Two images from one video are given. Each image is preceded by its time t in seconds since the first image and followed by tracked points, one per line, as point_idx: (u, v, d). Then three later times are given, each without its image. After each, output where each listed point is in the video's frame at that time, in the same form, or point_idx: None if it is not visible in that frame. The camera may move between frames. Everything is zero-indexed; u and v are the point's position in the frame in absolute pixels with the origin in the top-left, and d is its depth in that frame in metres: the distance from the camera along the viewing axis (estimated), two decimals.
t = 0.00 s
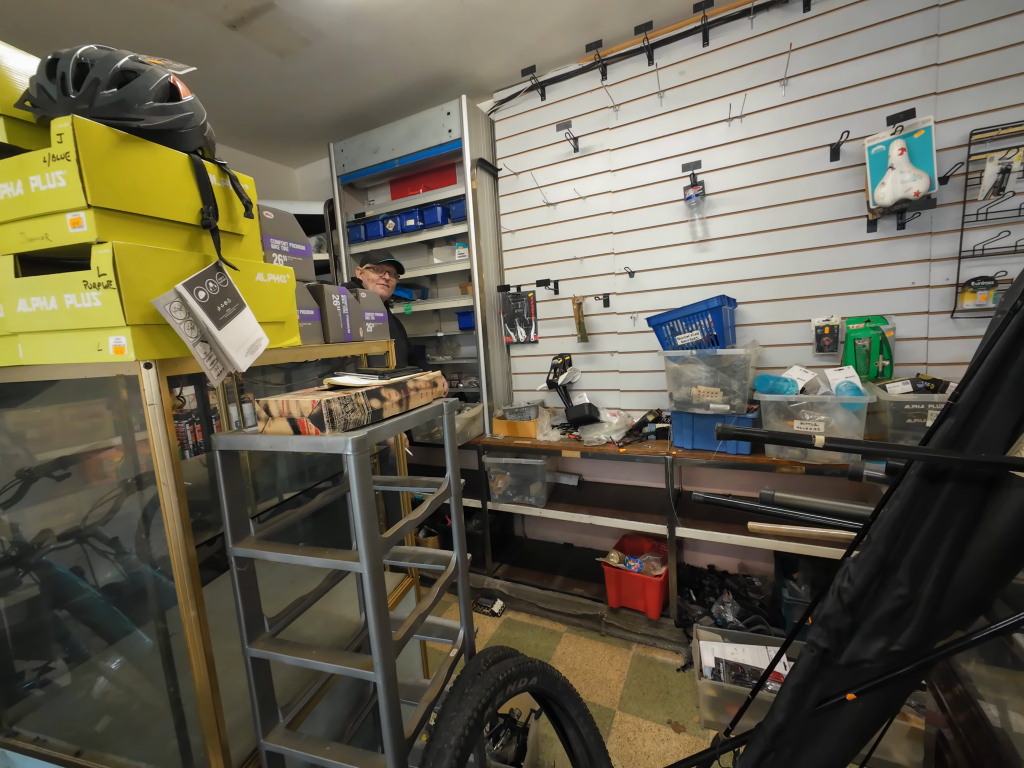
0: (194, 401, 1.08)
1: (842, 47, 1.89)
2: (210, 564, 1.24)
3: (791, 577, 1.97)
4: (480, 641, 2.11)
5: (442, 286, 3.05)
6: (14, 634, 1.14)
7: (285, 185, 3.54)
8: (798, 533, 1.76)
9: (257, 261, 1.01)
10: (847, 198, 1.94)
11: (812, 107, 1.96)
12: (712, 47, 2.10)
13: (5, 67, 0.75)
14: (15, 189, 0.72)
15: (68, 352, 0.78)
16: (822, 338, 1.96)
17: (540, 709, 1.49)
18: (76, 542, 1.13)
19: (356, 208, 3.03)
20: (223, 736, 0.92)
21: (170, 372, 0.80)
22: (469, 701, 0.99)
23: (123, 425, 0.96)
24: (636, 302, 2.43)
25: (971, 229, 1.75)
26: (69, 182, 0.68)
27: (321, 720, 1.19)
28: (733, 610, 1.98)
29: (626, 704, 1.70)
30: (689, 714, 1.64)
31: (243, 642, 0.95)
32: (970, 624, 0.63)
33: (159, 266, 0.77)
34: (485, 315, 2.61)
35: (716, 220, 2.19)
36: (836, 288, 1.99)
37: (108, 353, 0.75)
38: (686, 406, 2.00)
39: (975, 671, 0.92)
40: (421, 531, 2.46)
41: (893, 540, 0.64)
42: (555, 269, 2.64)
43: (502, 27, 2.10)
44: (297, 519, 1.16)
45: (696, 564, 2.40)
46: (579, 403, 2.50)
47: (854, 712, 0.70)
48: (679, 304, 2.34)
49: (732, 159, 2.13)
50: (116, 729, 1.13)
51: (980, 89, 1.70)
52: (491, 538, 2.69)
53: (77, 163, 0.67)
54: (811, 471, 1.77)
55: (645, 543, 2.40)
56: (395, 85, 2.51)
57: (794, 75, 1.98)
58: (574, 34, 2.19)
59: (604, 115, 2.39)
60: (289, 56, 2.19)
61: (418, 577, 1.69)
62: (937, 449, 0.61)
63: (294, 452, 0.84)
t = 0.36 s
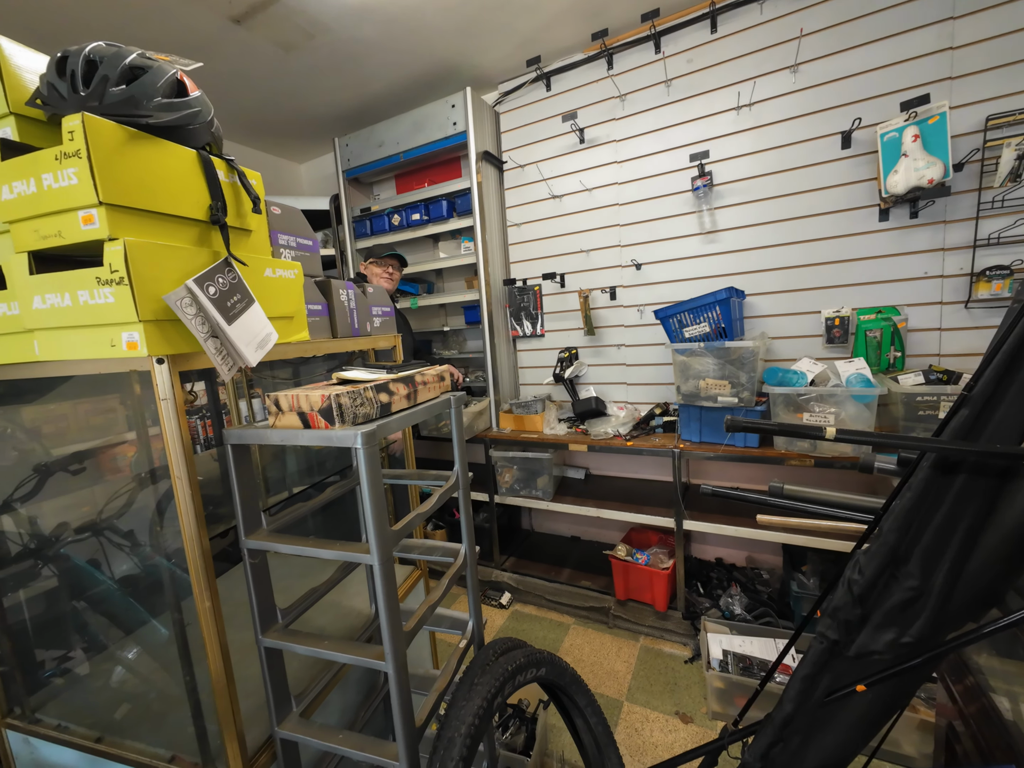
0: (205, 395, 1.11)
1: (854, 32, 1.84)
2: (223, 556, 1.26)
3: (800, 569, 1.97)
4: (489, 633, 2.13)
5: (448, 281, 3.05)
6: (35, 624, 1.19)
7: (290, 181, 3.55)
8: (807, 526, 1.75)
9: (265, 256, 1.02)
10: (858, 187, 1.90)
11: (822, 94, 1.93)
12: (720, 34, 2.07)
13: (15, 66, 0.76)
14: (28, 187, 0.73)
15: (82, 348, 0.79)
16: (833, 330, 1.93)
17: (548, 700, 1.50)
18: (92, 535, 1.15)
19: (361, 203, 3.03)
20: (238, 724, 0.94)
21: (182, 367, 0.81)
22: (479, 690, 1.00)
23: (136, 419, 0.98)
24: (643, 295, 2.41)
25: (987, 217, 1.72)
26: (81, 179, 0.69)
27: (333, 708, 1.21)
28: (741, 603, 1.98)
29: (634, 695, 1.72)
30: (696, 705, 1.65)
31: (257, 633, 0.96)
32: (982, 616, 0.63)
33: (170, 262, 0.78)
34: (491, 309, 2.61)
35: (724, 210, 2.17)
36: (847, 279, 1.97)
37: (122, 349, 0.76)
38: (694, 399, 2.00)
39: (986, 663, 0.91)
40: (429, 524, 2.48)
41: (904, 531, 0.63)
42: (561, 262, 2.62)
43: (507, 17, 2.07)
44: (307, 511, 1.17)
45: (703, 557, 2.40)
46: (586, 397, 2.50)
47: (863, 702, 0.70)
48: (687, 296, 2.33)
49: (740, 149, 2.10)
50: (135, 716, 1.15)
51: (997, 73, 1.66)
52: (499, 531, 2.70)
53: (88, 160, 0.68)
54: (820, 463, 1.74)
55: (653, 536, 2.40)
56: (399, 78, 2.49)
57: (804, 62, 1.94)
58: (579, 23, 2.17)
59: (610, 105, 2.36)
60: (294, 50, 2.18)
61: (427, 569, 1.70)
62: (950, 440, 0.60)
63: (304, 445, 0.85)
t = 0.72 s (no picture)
0: (213, 393, 1.10)
1: (864, 20, 1.81)
2: (233, 551, 1.27)
3: (807, 565, 1.96)
4: (495, 627, 2.15)
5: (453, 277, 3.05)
6: (52, 616, 1.22)
7: (295, 178, 3.56)
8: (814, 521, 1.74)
9: (271, 253, 1.02)
10: (868, 179, 1.88)
11: (831, 84, 1.89)
12: (727, 24, 2.04)
13: (22, 66, 0.76)
14: (37, 187, 0.74)
15: (93, 346, 0.80)
16: (842, 324, 1.92)
17: (555, 693, 1.51)
18: (104, 530, 1.17)
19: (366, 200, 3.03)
20: (249, 715, 0.95)
21: (190, 365, 0.82)
22: (485, 684, 1.01)
23: (146, 416, 0.99)
24: (649, 289, 2.40)
25: (1000, 208, 1.69)
26: (89, 178, 0.70)
27: (342, 700, 1.23)
28: (747, 599, 1.98)
29: (640, 689, 1.72)
30: (703, 699, 1.66)
31: (267, 626, 0.98)
32: (993, 613, 0.62)
33: (177, 260, 0.78)
34: (496, 305, 2.61)
35: (731, 203, 2.14)
36: (856, 272, 1.94)
37: (131, 347, 0.76)
38: (700, 394, 1.98)
39: (997, 659, 0.90)
40: (435, 519, 2.49)
41: (913, 527, 0.63)
42: (566, 257, 2.61)
43: (510, 10, 2.05)
44: (316, 506, 1.18)
45: (710, 553, 2.40)
46: (591, 393, 2.50)
47: (870, 696, 0.70)
48: (693, 290, 2.31)
49: (747, 141, 2.08)
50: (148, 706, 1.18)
51: (1012, 60, 1.62)
52: (505, 526, 2.72)
53: (96, 159, 0.69)
54: (828, 459, 1.72)
55: (659, 531, 2.40)
56: (402, 73, 2.48)
57: (813, 51, 1.91)
58: (583, 15, 2.14)
59: (615, 98, 2.34)
60: (297, 46, 2.18)
61: (434, 564, 1.71)
62: (961, 434, 0.60)
63: (311, 442, 0.85)
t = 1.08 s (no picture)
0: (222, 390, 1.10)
1: (874, 11, 1.79)
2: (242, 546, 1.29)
3: (814, 562, 1.95)
4: (501, 623, 2.16)
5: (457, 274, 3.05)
6: (64, 610, 1.24)
7: (300, 176, 3.56)
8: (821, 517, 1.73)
9: (279, 250, 1.02)
10: (877, 173, 1.86)
11: (840, 77, 1.88)
12: (734, 18, 2.02)
13: (33, 64, 0.77)
14: (50, 184, 0.75)
15: (105, 342, 0.81)
16: (849, 320, 1.92)
17: (561, 689, 1.52)
18: (115, 525, 1.19)
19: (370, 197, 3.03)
20: (260, 708, 0.96)
21: (201, 361, 0.83)
22: (493, 679, 1.02)
23: (156, 412, 0.99)
24: (655, 286, 2.39)
25: (1011, 201, 1.67)
26: (101, 175, 0.70)
27: (351, 693, 1.24)
28: (754, 595, 1.98)
29: (646, 685, 1.73)
30: (709, 696, 1.66)
31: (277, 620, 0.99)
32: (1001, 607, 0.62)
33: (188, 257, 0.79)
34: (501, 302, 2.60)
35: (738, 199, 2.13)
36: (864, 267, 1.92)
37: (142, 343, 0.77)
38: (706, 391, 1.98)
39: (1007, 655, 0.90)
40: (441, 516, 2.50)
41: (924, 522, 0.62)
42: (571, 253, 2.61)
43: (515, 4, 2.04)
44: (324, 502, 1.19)
45: (715, 550, 2.40)
46: (596, 390, 2.49)
47: (878, 689, 0.70)
48: (699, 286, 2.30)
49: (754, 136, 2.06)
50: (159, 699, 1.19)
51: None
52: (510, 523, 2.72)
53: (107, 156, 0.69)
54: (835, 455, 1.74)
55: (664, 528, 2.40)
56: (407, 69, 2.48)
57: (821, 44, 1.89)
58: (589, 9, 2.13)
59: (621, 93, 2.32)
60: (302, 43, 2.18)
61: (440, 560, 1.72)
62: (973, 429, 0.59)
63: (320, 437, 0.86)
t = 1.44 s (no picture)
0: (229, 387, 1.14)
1: (880, 10, 1.78)
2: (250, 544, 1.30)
3: (819, 561, 1.95)
4: (505, 621, 2.16)
5: (462, 273, 3.06)
6: (75, 606, 1.26)
7: (305, 176, 3.58)
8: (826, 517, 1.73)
9: (288, 250, 1.03)
10: (884, 172, 1.85)
11: (846, 75, 1.87)
12: (740, 16, 2.01)
13: (46, 67, 0.78)
14: (63, 186, 0.76)
15: (118, 342, 0.82)
16: (854, 319, 1.91)
17: (565, 687, 1.52)
18: (124, 522, 1.20)
19: (375, 196, 3.04)
20: (268, 703, 0.97)
21: (211, 360, 0.84)
22: (498, 676, 1.02)
23: (165, 411, 1.01)
24: (659, 285, 2.39)
25: (1019, 200, 1.66)
26: (115, 178, 0.71)
27: (357, 689, 1.25)
28: (758, 595, 1.98)
29: (650, 684, 1.73)
30: (713, 695, 1.66)
31: (285, 616, 1.00)
32: (1007, 607, 0.63)
33: (199, 257, 0.80)
34: (505, 302, 2.61)
35: (743, 198, 2.12)
36: (870, 267, 1.92)
37: (154, 343, 0.78)
38: (711, 390, 1.98)
39: (1013, 655, 0.90)
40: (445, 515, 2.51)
41: (931, 522, 0.62)
42: (576, 252, 2.61)
43: (520, 4, 2.05)
44: (330, 500, 1.20)
45: (719, 549, 2.40)
46: (600, 389, 2.50)
47: (885, 688, 0.70)
48: (704, 286, 2.29)
49: (760, 135, 2.05)
50: (167, 694, 1.21)
51: None
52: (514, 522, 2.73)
53: (121, 159, 0.70)
54: (840, 455, 1.74)
55: (668, 527, 2.40)
56: (411, 69, 2.48)
57: (827, 42, 1.88)
58: (594, 8, 2.12)
59: (625, 92, 2.32)
60: (308, 43, 2.19)
61: (445, 559, 1.73)
62: (979, 429, 0.59)
63: (329, 436, 0.87)
